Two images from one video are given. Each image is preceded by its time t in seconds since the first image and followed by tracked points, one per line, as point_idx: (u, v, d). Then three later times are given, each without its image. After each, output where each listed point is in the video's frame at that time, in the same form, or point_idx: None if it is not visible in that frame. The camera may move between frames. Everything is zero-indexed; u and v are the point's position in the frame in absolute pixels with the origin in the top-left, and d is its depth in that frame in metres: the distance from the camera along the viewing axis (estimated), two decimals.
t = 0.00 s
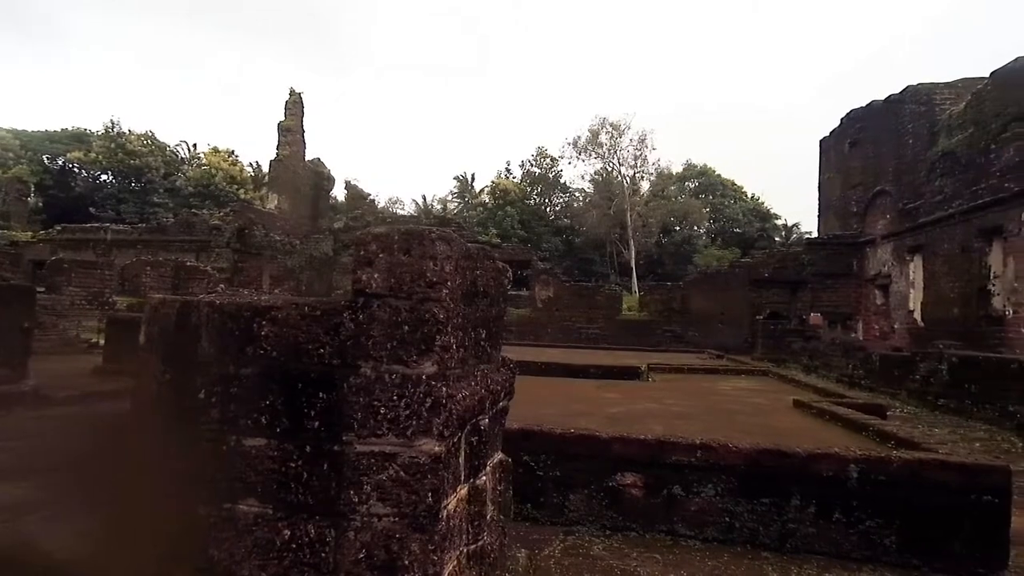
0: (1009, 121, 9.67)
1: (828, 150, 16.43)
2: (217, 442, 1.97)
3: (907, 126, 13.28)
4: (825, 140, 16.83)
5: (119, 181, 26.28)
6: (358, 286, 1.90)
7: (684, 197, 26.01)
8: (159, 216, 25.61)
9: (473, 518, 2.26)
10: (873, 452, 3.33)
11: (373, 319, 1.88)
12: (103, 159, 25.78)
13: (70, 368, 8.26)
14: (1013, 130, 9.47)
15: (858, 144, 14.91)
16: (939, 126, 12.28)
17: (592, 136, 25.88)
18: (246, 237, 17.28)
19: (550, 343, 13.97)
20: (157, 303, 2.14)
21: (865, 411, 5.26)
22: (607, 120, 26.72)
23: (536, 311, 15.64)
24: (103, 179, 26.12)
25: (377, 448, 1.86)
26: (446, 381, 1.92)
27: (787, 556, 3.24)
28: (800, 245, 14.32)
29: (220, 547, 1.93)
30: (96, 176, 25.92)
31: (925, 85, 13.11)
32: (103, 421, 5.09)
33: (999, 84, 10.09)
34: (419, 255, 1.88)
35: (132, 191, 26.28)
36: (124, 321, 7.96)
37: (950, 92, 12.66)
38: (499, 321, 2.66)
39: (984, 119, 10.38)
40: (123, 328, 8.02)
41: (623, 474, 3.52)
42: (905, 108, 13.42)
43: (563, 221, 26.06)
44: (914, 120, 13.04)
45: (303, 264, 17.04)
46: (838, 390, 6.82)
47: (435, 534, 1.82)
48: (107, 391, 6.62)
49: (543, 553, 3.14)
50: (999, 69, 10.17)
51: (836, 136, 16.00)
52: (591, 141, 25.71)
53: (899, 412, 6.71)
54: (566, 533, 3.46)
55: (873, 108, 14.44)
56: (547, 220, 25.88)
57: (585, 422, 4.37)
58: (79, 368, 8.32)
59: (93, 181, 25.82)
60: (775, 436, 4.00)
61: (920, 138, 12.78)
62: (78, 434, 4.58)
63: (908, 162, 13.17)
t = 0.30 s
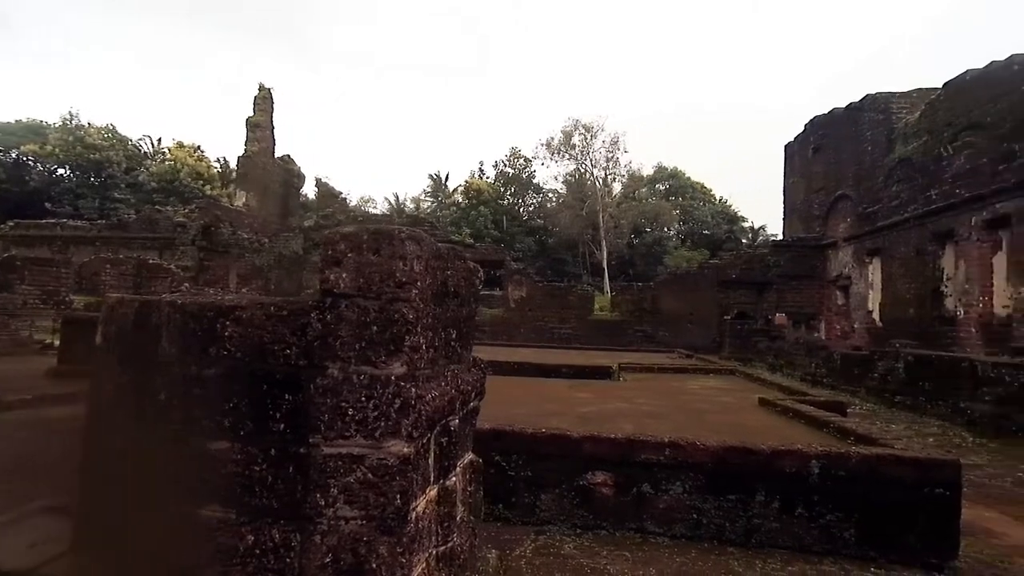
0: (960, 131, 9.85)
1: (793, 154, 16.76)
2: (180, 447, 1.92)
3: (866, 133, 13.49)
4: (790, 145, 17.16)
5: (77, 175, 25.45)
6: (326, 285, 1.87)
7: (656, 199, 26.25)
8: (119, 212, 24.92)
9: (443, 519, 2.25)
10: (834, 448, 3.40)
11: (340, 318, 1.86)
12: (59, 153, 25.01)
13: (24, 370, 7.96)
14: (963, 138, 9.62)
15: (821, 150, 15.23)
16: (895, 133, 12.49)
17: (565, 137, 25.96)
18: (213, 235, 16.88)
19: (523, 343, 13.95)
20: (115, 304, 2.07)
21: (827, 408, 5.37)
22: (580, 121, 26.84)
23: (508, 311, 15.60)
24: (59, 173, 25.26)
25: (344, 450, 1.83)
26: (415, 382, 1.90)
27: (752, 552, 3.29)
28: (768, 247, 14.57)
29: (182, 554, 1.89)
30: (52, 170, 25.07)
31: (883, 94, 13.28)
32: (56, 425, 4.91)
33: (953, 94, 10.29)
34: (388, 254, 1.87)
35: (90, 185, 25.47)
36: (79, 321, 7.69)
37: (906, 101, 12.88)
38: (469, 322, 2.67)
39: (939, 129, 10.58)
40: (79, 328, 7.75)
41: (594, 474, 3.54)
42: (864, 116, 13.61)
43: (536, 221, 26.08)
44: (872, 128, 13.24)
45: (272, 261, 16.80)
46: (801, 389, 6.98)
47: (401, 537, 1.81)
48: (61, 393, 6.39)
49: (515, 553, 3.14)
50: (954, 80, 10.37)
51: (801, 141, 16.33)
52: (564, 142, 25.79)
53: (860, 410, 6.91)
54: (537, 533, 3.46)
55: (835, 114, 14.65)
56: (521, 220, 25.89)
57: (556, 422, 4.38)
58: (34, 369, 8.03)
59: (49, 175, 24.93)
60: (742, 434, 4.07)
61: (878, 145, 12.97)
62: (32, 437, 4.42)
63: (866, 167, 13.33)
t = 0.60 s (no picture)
0: (913, 139, 10.15)
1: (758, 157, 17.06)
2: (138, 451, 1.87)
3: (827, 139, 13.56)
4: (755, 148, 17.47)
5: (27, 168, 24.59)
6: (290, 284, 1.83)
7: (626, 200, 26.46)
8: (73, 207, 24.27)
9: (410, 520, 2.22)
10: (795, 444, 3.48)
11: (304, 318, 1.83)
12: (8, 145, 24.26)
13: None
14: (916, 146, 9.96)
15: (784, 154, 15.52)
16: (855, 139, 12.61)
17: (537, 137, 25.98)
18: (174, 232, 16.48)
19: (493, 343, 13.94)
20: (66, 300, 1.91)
21: (788, 405, 5.47)
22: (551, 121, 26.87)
23: (478, 310, 15.56)
24: (9, 166, 24.50)
25: (308, 452, 1.80)
26: (382, 383, 1.88)
27: (716, 546, 3.33)
28: (735, 248, 14.81)
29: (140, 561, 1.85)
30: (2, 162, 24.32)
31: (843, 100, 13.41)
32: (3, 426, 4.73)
33: (908, 102, 10.51)
34: (354, 253, 1.84)
35: (43, 179, 24.71)
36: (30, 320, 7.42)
37: (864, 108, 13.13)
38: (438, 322, 2.66)
39: (894, 135, 10.80)
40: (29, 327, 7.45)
41: (563, 472, 3.54)
42: (825, 122, 13.73)
43: (508, 220, 26.08)
44: (833, 133, 13.30)
45: (236, 259, 16.55)
46: (764, 387, 7.12)
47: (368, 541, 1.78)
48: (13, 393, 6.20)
49: (484, 552, 3.12)
50: (910, 88, 10.59)
51: (765, 145, 16.64)
52: (536, 142, 25.83)
53: (820, 407, 7.08)
54: (506, 532, 3.46)
55: (798, 119, 14.89)
56: (492, 219, 25.88)
57: (526, 421, 4.38)
58: None
59: None
60: (709, 431, 4.12)
61: (837, 150, 13.14)
62: None
63: (826, 171, 13.53)
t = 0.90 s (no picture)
0: (868, 146, 10.57)
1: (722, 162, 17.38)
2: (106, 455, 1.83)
3: (786, 144, 13.93)
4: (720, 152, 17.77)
5: None
6: (251, 282, 1.78)
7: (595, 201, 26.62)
8: (23, 201, 23.49)
9: (376, 522, 2.18)
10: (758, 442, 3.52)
11: (266, 317, 1.78)
12: None
13: None
14: (870, 153, 10.34)
15: (748, 159, 15.81)
16: (813, 145, 12.98)
17: (507, 136, 25.96)
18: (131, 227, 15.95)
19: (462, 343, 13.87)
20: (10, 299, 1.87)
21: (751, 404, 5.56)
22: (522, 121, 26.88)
23: (448, 309, 15.47)
24: None
25: (269, 455, 1.75)
26: (346, 384, 1.84)
27: (680, 542, 3.36)
28: (701, 249, 15.01)
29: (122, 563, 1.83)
30: None
31: (803, 107, 13.77)
32: None
33: (863, 110, 10.88)
34: (318, 251, 1.79)
35: None
36: None
37: (823, 115, 13.46)
38: (405, 322, 2.62)
39: (850, 142, 11.27)
40: None
41: (532, 472, 3.53)
42: (786, 127, 14.02)
43: (477, 220, 26.01)
44: (792, 139, 13.68)
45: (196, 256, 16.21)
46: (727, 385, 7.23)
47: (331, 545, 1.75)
48: None
49: (451, 554, 3.09)
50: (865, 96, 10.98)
51: (730, 149, 16.93)
52: (506, 142, 25.81)
53: (781, 405, 7.22)
54: (473, 533, 3.42)
55: (761, 125, 15.21)
56: (462, 219, 25.80)
57: (494, 421, 4.35)
58: None
59: None
60: (675, 430, 4.16)
61: (798, 155, 13.43)
62: None
63: (788, 176, 13.80)
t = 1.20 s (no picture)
0: (826, 150, 10.66)
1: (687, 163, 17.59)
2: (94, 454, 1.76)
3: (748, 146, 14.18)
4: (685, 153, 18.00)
5: None
6: (207, 280, 1.73)
7: (563, 200, 26.71)
8: None
9: (338, 525, 2.14)
10: (719, 437, 3.57)
11: (223, 316, 1.73)
12: None
13: None
14: (828, 157, 10.48)
15: (712, 160, 16.04)
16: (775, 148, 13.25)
17: (475, 134, 25.85)
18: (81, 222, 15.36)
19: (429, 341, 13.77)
20: None
21: (713, 400, 5.64)
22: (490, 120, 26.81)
23: (415, 308, 15.32)
24: None
25: (227, 457, 1.70)
26: (307, 383, 1.79)
27: (645, 537, 3.38)
28: (666, 249, 15.20)
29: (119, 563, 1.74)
30: None
31: (765, 111, 14.04)
32: None
33: (822, 115, 10.97)
34: (278, 248, 1.75)
35: None
36: None
37: (784, 120, 13.75)
38: (368, 320, 2.58)
39: (809, 144, 11.36)
40: None
41: (497, 470, 3.51)
42: (748, 130, 14.27)
43: (445, 218, 25.86)
44: (754, 142, 13.93)
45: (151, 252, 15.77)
46: (689, 382, 7.34)
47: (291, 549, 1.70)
48: None
49: (416, 554, 3.06)
50: (825, 102, 11.05)
51: (694, 151, 17.15)
52: (475, 140, 25.71)
53: (741, 401, 7.36)
54: (439, 532, 3.39)
55: (724, 128, 15.45)
56: (430, 217, 25.64)
57: (460, 420, 4.32)
58: None
59: None
60: (640, 427, 4.19)
61: (760, 158, 13.68)
62: None
63: (749, 178, 14.04)
